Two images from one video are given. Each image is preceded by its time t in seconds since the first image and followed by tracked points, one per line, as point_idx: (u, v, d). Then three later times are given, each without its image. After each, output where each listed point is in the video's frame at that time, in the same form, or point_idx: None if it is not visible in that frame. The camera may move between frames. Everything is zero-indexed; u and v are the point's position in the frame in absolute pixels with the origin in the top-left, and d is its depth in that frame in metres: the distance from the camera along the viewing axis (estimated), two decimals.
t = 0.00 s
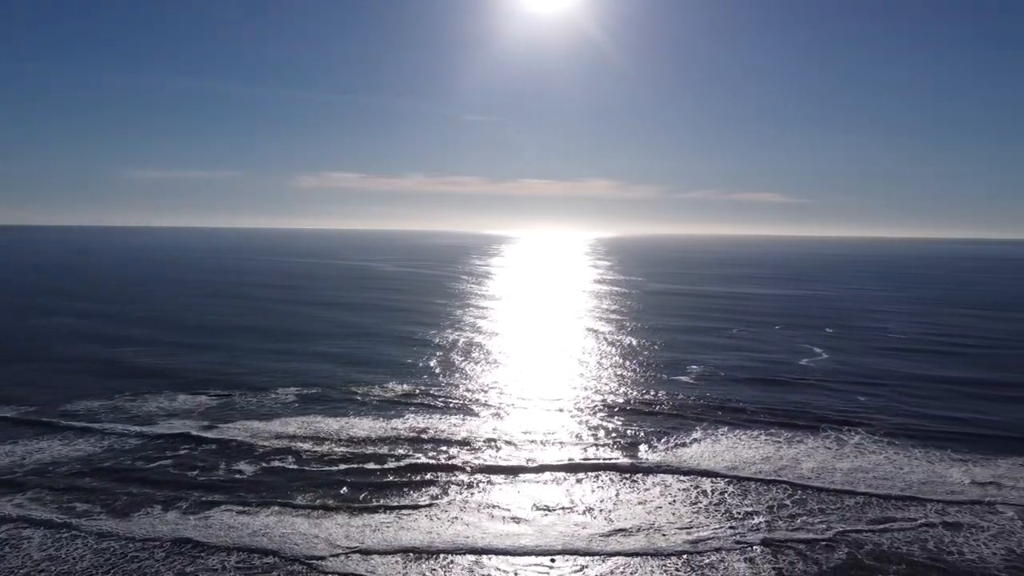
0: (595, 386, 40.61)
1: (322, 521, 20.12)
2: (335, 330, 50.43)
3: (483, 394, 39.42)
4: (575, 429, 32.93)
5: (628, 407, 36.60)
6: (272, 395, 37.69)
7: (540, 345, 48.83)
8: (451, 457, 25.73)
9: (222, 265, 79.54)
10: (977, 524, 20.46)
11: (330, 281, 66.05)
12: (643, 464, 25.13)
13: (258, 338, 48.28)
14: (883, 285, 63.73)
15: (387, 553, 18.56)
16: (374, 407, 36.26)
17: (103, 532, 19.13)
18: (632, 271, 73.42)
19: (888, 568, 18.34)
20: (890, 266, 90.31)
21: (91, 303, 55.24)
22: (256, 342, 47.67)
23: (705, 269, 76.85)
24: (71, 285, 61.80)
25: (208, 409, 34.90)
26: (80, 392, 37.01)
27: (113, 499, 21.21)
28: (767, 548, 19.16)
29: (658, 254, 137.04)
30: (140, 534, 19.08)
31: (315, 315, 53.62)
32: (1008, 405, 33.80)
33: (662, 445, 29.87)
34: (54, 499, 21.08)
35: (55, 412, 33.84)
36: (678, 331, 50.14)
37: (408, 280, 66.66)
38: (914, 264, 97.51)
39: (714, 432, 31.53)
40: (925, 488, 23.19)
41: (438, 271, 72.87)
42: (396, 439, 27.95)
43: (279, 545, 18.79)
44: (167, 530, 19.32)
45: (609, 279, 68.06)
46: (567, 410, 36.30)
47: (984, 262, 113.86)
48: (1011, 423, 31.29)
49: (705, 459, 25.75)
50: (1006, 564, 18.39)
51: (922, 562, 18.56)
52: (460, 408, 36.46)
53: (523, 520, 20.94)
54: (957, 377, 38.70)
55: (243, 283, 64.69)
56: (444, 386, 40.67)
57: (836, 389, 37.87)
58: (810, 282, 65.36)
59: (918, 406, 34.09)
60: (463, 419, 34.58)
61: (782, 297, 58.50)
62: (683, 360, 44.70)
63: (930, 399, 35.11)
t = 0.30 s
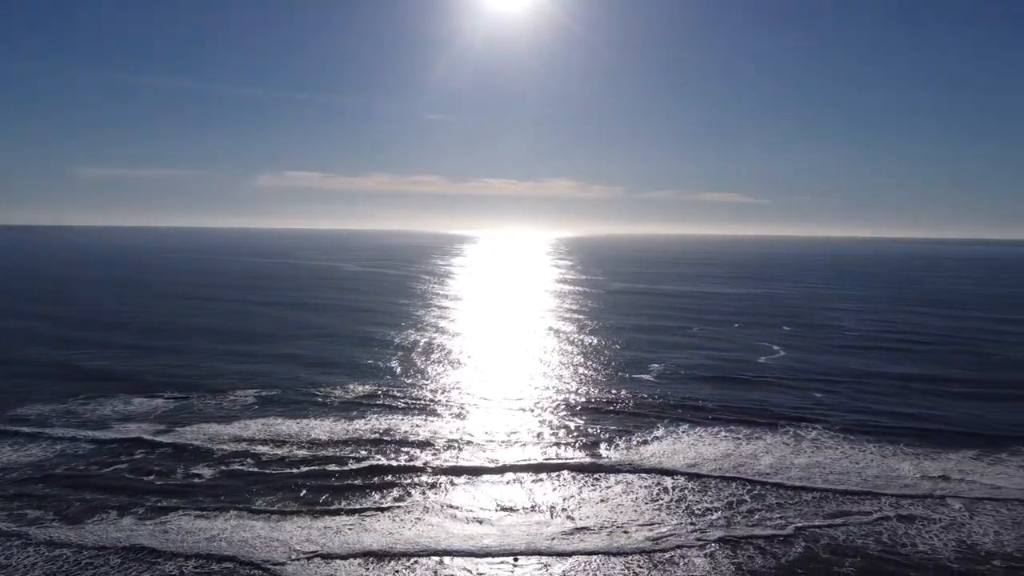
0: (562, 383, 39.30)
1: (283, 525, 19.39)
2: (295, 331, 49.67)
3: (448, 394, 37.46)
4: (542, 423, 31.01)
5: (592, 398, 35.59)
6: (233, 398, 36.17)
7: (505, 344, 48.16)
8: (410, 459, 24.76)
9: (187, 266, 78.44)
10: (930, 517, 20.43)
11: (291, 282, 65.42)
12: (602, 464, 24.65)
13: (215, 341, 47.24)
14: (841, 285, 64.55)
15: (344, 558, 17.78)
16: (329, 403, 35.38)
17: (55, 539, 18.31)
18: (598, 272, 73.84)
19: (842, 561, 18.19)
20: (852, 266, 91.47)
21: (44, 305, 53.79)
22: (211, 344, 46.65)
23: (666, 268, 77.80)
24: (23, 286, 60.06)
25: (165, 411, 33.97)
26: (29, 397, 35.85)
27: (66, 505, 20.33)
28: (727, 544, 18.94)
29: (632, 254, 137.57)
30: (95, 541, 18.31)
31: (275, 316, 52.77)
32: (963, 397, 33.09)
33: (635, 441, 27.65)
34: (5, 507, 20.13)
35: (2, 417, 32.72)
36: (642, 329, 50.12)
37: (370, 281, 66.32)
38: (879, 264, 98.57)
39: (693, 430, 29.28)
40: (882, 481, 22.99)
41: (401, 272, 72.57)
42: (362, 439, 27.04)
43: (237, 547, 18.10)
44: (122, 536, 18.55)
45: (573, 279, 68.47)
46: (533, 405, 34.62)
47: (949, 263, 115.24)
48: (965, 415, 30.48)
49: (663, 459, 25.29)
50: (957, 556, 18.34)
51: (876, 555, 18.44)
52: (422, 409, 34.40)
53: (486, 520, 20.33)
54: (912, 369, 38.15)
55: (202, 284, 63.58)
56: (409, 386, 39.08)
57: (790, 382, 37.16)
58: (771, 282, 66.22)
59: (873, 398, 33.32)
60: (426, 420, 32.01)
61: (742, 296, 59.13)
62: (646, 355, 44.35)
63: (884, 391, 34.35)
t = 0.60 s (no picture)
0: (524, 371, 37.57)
1: (241, 529, 17.87)
2: (250, 333, 48.47)
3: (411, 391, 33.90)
4: (503, 420, 27.66)
5: (551, 379, 34.76)
6: (192, 400, 32.78)
7: (467, 339, 47.30)
8: (370, 462, 22.76)
9: (155, 267, 77.40)
10: (880, 508, 18.60)
11: (251, 283, 64.44)
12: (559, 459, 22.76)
13: (167, 343, 45.76)
14: (805, 286, 64.64)
15: (305, 564, 16.31)
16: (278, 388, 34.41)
17: None
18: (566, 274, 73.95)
19: (799, 555, 16.55)
20: (822, 267, 91.87)
21: None
22: (160, 347, 45.09)
23: (628, 269, 78.42)
24: None
25: (120, 413, 31.60)
26: None
27: (17, 514, 18.58)
28: (681, 542, 17.18)
29: (611, 257, 137.79)
30: (42, 550, 16.70)
31: (230, 319, 51.51)
32: (913, 382, 30.51)
33: (599, 441, 24.31)
34: None
35: None
36: (603, 326, 49.77)
37: (331, 283, 65.68)
38: (852, 265, 98.69)
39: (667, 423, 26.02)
40: (834, 475, 20.63)
41: (363, 274, 72.18)
42: (318, 441, 24.67)
43: (194, 554, 16.63)
44: (73, 544, 17.00)
45: (539, 280, 68.98)
46: (496, 398, 31.63)
47: (921, 262, 114.87)
48: (915, 401, 27.74)
49: (610, 455, 22.85)
50: (911, 547, 16.65)
51: (832, 549, 16.71)
52: (382, 409, 30.22)
53: (450, 520, 18.67)
54: (864, 359, 35.87)
55: (158, 286, 62.27)
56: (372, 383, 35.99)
57: (738, 371, 34.79)
58: (734, 282, 66.63)
59: (820, 386, 30.67)
60: (386, 420, 27.83)
61: (704, 296, 59.57)
62: (605, 344, 44.14)
63: (833, 379, 31.85)
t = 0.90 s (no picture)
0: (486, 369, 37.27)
1: (197, 535, 17.15)
2: (204, 332, 47.01)
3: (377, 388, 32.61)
4: (465, 419, 27.01)
5: (513, 377, 34.64)
6: (146, 403, 30.25)
7: (430, 338, 46.76)
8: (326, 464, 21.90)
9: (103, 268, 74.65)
10: (836, 502, 18.80)
11: (205, 284, 62.77)
12: (519, 458, 22.40)
13: (116, 342, 44.14)
14: (761, 285, 65.80)
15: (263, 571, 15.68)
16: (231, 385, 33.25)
17: None
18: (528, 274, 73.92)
19: (757, 549, 16.61)
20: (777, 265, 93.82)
21: None
22: (109, 346, 43.42)
23: (590, 269, 78.74)
24: None
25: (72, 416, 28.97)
26: None
27: None
28: (641, 538, 17.12)
29: (570, 255, 137.72)
30: None
31: (181, 321, 49.94)
32: (865, 379, 31.07)
33: (559, 442, 23.77)
34: None
35: None
36: (564, 325, 49.79)
37: (289, 284, 64.39)
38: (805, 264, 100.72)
39: (629, 423, 25.70)
40: (791, 471, 20.75)
41: (322, 275, 70.95)
42: (279, 443, 23.68)
43: (150, 561, 15.90)
44: (20, 553, 16.12)
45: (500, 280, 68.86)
46: (460, 395, 31.01)
47: (873, 262, 117.38)
48: (867, 397, 28.23)
49: (568, 454, 22.46)
50: (865, 540, 16.82)
51: (789, 543, 16.80)
52: (344, 408, 28.85)
53: (410, 522, 18.10)
54: (818, 357, 36.46)
55: (107, 287, 60.20)
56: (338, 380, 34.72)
57: (696, 370, 34.94)
58: (693, 281, 67.48)
59: (777, 384, 30.99)
60: (349, 420, 26.89)
61: (664, 295, 60.20)
62: (566, 342, 44.17)
63: (789, 377, 32.24)
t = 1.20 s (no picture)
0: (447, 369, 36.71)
1: (152, 541, 16.29)
2: (153, 333, 45.29)
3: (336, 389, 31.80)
4: (425, 419, 26.49)
5: (474, 377, 34.21)
6: (100, 406, 28.30)
7: (391, 339, 45.94)
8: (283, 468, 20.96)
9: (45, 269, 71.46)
10: (793, 496, 18.83)
11: (155, 285, 60.65)
12: (479, 458, 21.99)
13: (59, 343, 42.20)
14: (719, 283, 66.62)
15: None
16: (182, 386, 32.02)
17: None
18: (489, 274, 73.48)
19: (716, 544, 16.54)
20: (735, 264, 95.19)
21: None
22: (51, 346, 41.47)
23: (551, 269, 78.68)
24: None
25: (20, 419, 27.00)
26: None
27: None
28: (602, 534, 16.93)
29: (533, 254, 137.18)
30: None
31: (129, 322, 48.04)
32: (821, 377, 31.44)
33: (519, 441, 23.47)
34: None
35: None
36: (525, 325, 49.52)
37: (244, 284, 62.70)
38: (763, 263, 102.27)
39: (590, 421, 25.61)
40: (750, 467, 20.78)
41: (278, 275, 69.29)
42: (237, 446, 22.74)
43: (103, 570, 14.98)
44: None
45: (462, 280, 68.28)
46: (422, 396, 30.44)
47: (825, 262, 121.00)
48: (823, 394, 28.54)
49: (527, 454, 22.13)
50: (820, 533, 16.84)
51: (747, 537, 16.75)
52: (301, 409, 28.05)
53: (368, 525, 17.47)
54: (775, 354, 36.85)
55: (51, 288, 57.67)
56: (296, 380, 33.74)
57: (656, 368, 34.96)
58: (653, 281, 67.95)
59: (735, 382, 31.15)
60: (309, 422, 26.08)
61: (625, 294, 60.48)
62: (528, 341, 43.87)
63: (747, 375, 32.48)
